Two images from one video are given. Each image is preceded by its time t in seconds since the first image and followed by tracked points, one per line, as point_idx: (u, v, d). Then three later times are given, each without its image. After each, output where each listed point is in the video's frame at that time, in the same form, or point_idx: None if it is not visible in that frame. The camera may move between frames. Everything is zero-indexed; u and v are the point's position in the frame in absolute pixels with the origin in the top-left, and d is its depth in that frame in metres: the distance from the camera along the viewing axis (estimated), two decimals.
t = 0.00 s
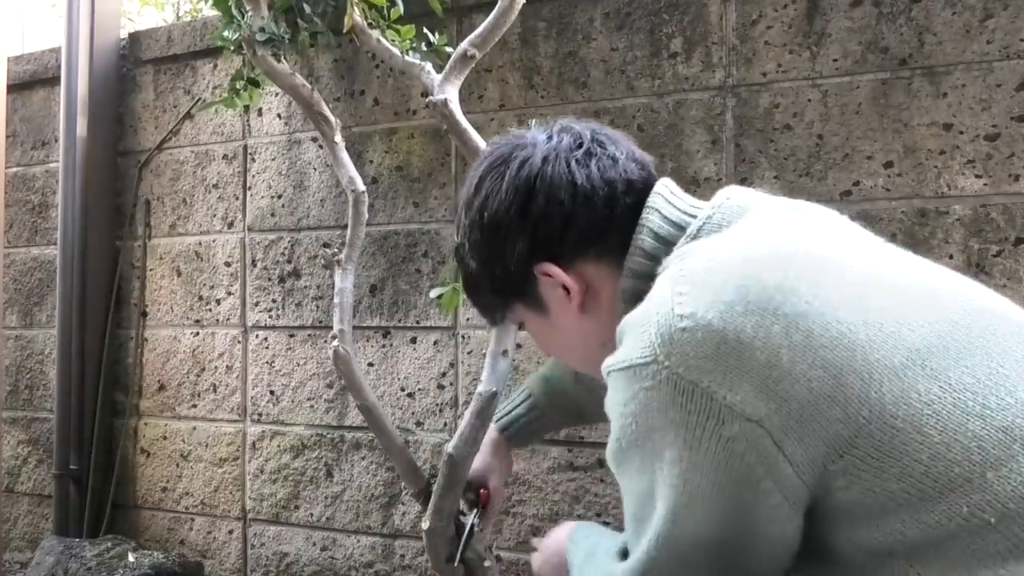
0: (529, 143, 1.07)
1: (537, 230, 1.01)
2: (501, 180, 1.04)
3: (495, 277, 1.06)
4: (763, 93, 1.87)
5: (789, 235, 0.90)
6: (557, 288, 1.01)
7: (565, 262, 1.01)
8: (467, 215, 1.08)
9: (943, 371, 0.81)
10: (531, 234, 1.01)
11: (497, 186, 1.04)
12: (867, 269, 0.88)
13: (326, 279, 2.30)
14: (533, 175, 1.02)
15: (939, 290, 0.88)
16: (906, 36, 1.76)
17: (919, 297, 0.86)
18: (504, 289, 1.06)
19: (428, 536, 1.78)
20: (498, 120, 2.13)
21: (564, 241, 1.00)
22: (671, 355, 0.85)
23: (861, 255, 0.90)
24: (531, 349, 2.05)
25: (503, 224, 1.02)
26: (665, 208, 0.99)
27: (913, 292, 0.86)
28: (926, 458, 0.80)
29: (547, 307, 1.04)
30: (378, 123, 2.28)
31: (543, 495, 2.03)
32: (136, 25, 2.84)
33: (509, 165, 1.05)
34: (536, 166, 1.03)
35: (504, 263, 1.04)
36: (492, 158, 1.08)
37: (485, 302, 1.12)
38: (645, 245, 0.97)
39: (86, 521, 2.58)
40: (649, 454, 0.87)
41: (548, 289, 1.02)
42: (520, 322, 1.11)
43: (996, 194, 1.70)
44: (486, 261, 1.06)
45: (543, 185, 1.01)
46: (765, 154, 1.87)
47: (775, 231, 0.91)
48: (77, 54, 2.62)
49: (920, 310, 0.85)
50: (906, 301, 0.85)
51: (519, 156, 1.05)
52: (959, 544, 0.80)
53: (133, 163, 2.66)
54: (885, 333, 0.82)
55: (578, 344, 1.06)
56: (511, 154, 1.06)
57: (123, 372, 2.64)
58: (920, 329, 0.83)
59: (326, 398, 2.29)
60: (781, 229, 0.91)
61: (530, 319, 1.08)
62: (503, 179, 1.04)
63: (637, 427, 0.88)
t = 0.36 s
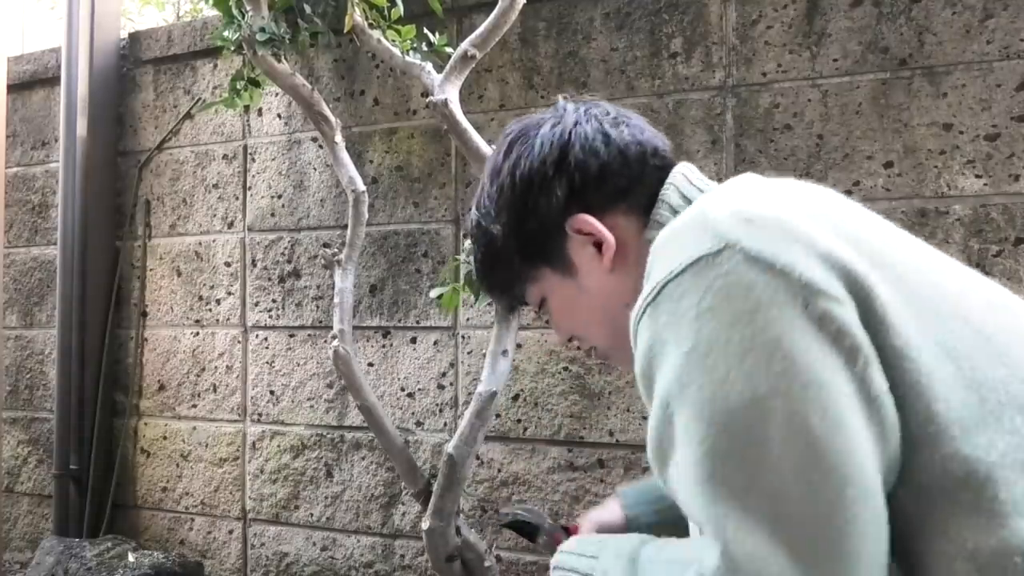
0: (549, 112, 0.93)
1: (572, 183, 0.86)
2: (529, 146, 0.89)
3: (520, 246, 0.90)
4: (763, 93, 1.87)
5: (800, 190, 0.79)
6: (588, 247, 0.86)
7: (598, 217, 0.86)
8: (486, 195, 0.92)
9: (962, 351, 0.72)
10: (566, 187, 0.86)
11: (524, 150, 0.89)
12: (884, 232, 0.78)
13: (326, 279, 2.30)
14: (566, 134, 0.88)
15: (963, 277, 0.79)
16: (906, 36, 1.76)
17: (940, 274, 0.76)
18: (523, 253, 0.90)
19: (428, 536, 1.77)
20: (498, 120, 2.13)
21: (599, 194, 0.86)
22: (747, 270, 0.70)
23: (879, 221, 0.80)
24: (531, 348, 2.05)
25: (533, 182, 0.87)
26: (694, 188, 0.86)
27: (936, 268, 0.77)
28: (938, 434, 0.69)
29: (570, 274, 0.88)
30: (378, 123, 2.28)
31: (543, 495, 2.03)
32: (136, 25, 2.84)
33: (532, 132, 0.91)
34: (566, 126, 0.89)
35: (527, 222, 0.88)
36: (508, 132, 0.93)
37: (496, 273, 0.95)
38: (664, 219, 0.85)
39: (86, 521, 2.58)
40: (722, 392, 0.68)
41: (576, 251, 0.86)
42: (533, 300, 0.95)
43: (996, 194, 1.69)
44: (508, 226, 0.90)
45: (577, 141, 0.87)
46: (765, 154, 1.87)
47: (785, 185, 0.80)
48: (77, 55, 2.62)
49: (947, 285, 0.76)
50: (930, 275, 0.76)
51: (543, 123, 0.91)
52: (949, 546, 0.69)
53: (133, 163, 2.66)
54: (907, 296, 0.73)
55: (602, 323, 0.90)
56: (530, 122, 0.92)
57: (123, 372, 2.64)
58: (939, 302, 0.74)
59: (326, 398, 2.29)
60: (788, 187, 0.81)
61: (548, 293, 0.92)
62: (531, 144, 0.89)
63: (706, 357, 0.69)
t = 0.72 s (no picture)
0: (576, 102, 0.94)
1: (598, 160, 0.86)
2: (557, 127, 0.90)
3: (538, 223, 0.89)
4: (763, 94, 1.88)
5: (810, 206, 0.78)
6: (605, 227, 0.85)
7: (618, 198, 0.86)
8: (508, 176, 0.92)
9: (975, 381, 0.71)
10: (592, 164, 0.86)
11: (551, 130, 0.90)
12: (901, 249, 0.76)
13: (326, 279, 2.30)
14: (594, 118, 0.89)
15: (979, 290, 0.77)
16: (906, 36, 1.76)
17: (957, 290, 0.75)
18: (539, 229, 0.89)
19: (428, 536, 1.77)
20: (499, 120, 2.13)
21: (624, 175, 0.86)
22: (784, 254, 0.72)
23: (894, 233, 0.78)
24: (532, 348, 2.05)
25: (559, 158, 0.87)
26: (712, 197, 0.83)
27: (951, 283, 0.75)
28: (941, 466, 0.70)
29: (585, 254, 0.87)
30: (378, 123, 2.28)
31: (543, 495, 2.03)
32: (136, 25, 2.84)
33: (561, 115, 0.92)
34: (595, 111, 0.90)
35: (547, 197, 0.88)
36: (536, 118, 0.95)
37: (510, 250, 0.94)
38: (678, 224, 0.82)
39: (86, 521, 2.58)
40: (766, 356, 0.69)
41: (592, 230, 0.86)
42: (544, 282, 0.93)
43: (996, 194, 1.70)
44: (528, 201, 0.89)
45: (605, 124, 0.88)
46: (764, 154, 1.87)
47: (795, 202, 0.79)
48: (77, 55, 2.62)
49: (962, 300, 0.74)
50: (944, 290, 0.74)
51: (572, 110, 0.92)
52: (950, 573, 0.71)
53: (133, 163, 2.65)
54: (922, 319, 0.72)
55: (612, 308, 0.88)
56: (559, 108, 0.94)
57: (123, 372, 2.64)
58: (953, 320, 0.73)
59: (326, 398, 2.29)
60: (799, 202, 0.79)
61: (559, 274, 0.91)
62: (560, 125, 0.90)
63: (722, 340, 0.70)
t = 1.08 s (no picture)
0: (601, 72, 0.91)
1: (605, 138, 0.84)
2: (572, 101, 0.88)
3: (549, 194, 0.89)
4: (763, 93, 1.87)
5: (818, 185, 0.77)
6: (608, 203, 0.85)
7: (624, 176, 0.85)
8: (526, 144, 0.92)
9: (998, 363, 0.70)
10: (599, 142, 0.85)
11: (567, 101, 0.88)
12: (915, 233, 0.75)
13: (326, 279, 2.30)
14: (611, 91, 0.87)
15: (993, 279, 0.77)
16: (906, 36, 1.76)
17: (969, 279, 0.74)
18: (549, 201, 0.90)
19: (428, 536, 1.77)
20: (499, 120, 2.13)
21: (631, 155, 0.84)
22: (829, 219, 0.70)
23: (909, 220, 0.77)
24: (531, 348, 2.05)
25: (568, 132, 0.86)
26: (725, 183, 0.81)
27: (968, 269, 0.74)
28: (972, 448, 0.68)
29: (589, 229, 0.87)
30: (378, 123, 2.28)
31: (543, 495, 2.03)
32: (136, 25, 2.84)
33: (581, 85, 0.90)
34: (613, 84, 0.88)
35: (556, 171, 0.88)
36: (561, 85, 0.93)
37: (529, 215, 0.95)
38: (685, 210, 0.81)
39: (86, 521, 2.58)
40: (822, 309, 0.65)
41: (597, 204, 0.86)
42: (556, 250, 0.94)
43: (996, 194, 1.69)
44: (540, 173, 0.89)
45: (619, 100, 0.85)
46: (764, 154, 1.87)
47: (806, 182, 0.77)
48: (77, 55, 2.62)
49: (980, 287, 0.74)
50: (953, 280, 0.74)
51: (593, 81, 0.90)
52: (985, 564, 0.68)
53: (133, 163, 2.65)
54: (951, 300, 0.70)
55: (615, 283, 0.88)
56: (582, 76, 0.91)
57: (123, 372, 2.64)
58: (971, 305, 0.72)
59: (326, 398, 2.29)
60: (810, 185, 0.78)
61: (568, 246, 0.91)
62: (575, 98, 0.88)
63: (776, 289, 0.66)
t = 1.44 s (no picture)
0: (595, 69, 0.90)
1: (606, 143, 0.84)
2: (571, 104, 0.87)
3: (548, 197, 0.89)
4: (763, 93, 1.87)
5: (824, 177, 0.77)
6: (608, 208, 0.85)
7: (624, 180, 0.85)
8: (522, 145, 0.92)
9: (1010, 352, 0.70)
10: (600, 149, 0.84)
11: (565, 102, 0.87)
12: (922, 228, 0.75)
13: (326, 279, 2.30)
14: (610, 93, 0.86)
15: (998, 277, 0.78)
16: (906, 36, 1.76)
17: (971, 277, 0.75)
18: (548, 205, 0.90)
19: (428, 536, 1.77)
20: (499, 120, 2.13)
21: (632, 158, 0.84)
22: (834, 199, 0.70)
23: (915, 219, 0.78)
24: (532, 348, 2.05)
25: (568, 136, 0.85)
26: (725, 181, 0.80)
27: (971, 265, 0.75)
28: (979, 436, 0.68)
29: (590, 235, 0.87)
30: (378, 123, 2.28)
31: (543, 495, 2.03)
32: (136, 25, 2.84)
33: (579, 84, 0.88)
34: (612, 85, 0.87)
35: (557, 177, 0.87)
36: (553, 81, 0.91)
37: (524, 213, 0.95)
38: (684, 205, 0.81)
39: (86, 521, 2.58)
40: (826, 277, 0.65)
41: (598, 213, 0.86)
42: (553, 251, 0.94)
43: (996, 194, 1.69)
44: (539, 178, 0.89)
45: (619, 103, 0.85)
46: (765, 154, 1.87)
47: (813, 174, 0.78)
48: (76, 55, 2.62)
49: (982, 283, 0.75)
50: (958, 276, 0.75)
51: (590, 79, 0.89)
52: (996, 557, 0.68)
53: (133, 163, 2.65)
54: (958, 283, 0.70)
55: (614, 284, 0.89)
56: (578, 74, 0.90)
57: (123, 372, 2.64)
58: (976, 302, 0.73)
59: (326, 398, 2.29)
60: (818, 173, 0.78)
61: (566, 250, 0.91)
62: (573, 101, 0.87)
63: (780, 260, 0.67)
